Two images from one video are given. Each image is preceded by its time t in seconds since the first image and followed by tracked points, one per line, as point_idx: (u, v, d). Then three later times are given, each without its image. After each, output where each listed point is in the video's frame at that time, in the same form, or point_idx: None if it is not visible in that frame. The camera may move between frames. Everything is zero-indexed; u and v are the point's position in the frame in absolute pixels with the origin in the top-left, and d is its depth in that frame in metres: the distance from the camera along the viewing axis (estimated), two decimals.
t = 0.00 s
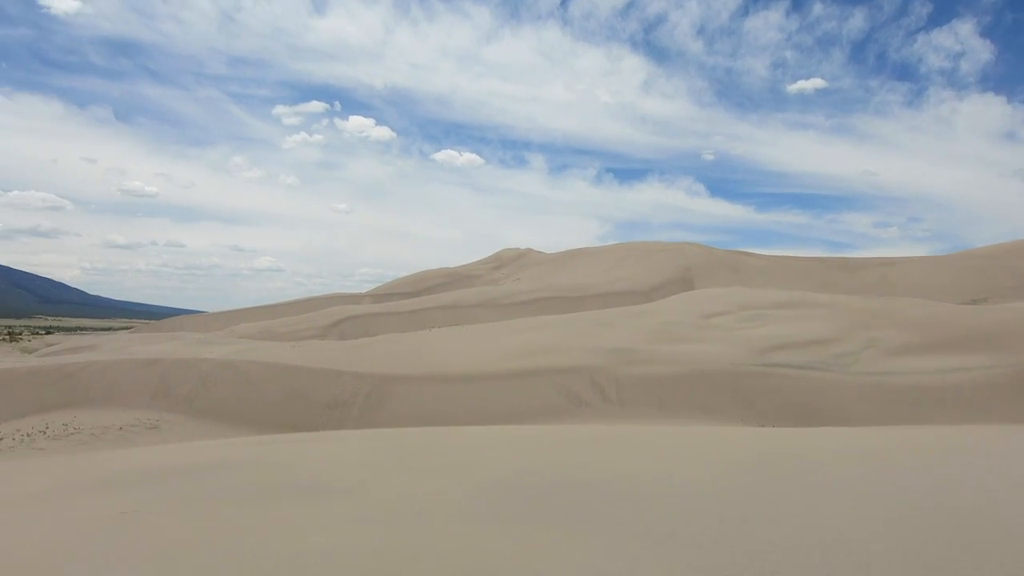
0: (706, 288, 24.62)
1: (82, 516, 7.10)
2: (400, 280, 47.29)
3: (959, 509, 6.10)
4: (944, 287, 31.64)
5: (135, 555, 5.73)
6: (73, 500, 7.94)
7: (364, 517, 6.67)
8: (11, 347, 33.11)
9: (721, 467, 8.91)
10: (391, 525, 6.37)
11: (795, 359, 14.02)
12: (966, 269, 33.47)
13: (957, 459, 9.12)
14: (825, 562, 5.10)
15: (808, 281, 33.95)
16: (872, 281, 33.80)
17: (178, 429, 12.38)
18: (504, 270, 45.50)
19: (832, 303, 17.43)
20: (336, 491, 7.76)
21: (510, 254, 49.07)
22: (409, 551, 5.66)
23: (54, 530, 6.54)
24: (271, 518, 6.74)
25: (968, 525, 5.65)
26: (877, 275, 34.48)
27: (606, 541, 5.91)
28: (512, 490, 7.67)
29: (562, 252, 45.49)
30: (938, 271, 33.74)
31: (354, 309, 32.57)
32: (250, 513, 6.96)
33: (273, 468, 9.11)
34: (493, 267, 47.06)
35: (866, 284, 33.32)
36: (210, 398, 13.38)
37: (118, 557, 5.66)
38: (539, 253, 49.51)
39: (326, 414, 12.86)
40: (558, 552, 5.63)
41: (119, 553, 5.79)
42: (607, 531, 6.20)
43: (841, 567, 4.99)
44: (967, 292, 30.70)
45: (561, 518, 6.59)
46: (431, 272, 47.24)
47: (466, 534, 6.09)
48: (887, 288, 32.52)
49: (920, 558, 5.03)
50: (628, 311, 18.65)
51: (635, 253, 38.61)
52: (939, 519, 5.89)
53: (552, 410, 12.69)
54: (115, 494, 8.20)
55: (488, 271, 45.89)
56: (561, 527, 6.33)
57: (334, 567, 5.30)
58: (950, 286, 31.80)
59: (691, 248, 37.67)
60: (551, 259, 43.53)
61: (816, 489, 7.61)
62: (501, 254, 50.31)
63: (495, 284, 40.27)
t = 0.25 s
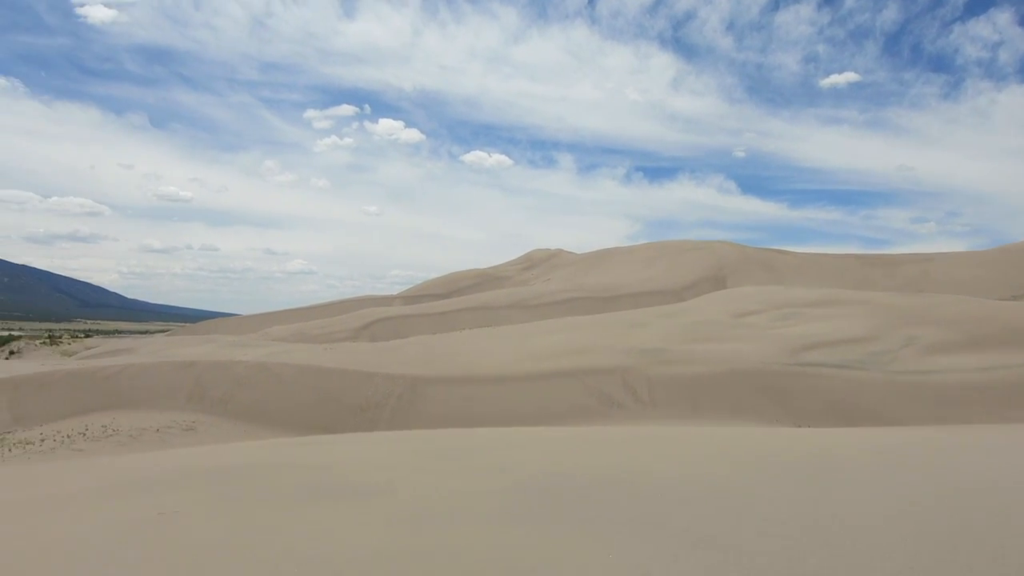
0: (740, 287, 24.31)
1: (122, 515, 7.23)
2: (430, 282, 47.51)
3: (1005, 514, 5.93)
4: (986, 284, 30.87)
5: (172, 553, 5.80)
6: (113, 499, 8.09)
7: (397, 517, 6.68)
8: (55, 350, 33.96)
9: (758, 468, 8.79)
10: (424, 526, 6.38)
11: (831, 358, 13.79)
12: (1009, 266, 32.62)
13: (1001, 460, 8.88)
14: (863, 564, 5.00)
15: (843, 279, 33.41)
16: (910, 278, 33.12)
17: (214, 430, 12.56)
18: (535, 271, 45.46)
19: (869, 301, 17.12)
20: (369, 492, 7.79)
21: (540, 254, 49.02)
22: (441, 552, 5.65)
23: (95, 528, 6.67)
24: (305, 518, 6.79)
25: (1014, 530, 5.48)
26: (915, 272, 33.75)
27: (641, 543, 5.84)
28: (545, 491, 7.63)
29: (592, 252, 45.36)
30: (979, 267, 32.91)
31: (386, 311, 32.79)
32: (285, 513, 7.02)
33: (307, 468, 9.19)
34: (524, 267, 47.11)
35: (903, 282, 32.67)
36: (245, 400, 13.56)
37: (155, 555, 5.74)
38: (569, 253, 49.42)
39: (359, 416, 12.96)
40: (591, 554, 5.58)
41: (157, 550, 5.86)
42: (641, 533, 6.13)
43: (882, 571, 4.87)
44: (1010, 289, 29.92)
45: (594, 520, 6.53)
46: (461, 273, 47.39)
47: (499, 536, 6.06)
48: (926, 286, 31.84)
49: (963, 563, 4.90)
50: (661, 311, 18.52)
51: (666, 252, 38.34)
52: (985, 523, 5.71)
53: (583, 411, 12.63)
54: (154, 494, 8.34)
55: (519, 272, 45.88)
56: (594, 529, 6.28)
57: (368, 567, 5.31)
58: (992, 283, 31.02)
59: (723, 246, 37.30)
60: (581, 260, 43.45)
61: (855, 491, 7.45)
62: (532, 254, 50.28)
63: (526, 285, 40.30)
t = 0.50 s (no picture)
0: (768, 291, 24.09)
1: (154, 516, 7.33)
2: (454, 286, 47.68)
3: None
4: (1019, 287, 30.27)
5: (203, 554, 5.86)
6: (145, 500, 8.20)
7: (424, 520, 6.70)
8: (88, 355, 34.64)
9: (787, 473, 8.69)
10: (450, 530, 6.37)
11: (859, 362, 13.62)
12: None
13: None
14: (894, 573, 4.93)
15: (872, 283, 32.97)
16: (940, 282, 32.59)
17: (242, 433, 12.69)
18: (559, 275, 45.42)
19: (899, 305, 16.88)
20: (396, 495, 7.82)
21: (564, 259, 48.97)
22: (468, 557, 5.64)
23: (128, 528, 6.77)
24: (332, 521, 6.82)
25: None
26: (947, 276, 33.20)
27: (669, 549, 5.78)
28: (571, 495, 7.60)
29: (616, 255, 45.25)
30: (1013, 271, 32.28)
31: (410, 316, 32.96)
32: (313, 515, 7.06)
33: (335, 471, 9.25)
34: (547, 272, 47.11)
35: (933, 285, 32.16)
36: (272, 404, 13.69)
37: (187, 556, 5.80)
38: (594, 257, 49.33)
39: (384, 420, 13.03)
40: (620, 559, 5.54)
41: (188, 551, 5.93)
42: (668, 538, 6.08)
43: None
44: None
45: (621, 525, 6.49)
46: (485, 278, 47.50)
47: (525, 540, 6.04)
48: (956, 290, 31.30)
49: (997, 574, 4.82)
50: (687, 315, 18.43)
51: (691, 256, 38.14)
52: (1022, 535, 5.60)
53: (608, 415, 12.58)
54: (184, 496, 8.44)
55: (543, 277, 45.88)
56: (621, 534, 6.23)
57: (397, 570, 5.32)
58: None
59: (748, 249, 37.02)
60: (605, 264, 43.36)
61: (889, 497, 7.33)
62: (556, 258, 50.27)
63: (550, 289, 40.29)
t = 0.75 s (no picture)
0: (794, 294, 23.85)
1: (179, 508, 7.38)
2: (477, 287, 47.78)
3: None
4: None
5: (224, 548, 5.87)
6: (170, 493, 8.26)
7: (445, 519, 6.69)
8: (117, 352, 35.20)
9: (813, 479, 8.57)
10: (473, 531, 6.33)
11: (887, 367, 13.42)
12: None
13: None
14: None
15: (900, 287, 32.48)
16: (971, 287, 32.01)
17: (265, 432, 12.79)
18: (581, 277, 45.35)
19: (928, 309, 16.60)
20: (419, 493, 7.81)
21: (587, 261, 48.86)
22: (490, 557, 5.60)
23: (154, 520, 6.81)
24: (355, 517, 6.81)
25: None
26: (977, 281, 32.62)
27: (692, 554, 5.70)
28: (594, 498, 7.54)
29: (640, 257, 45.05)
30: None
31: (433, 317, 33.06)
32: (336, 510, 7.06)
33: (357, 470, 9.28)
34: (570, 273, 47.03)
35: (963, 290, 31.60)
36: (295, 403, 13.77)
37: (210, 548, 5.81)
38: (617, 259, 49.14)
39: (406, 420, 13.08)
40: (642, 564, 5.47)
41: (212, 543, 5.94)
42: (692, 544, 5.98)
43: None
44: None
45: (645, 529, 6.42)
46: (508, 279, 47.53)
47: (548, 543, 6.00)
48: (987, 294, 30.71)
49: None
50: (711, 317, 18.28)
51: (715, 259, 37.86)
52: None
53: (631, 418, 12.51)
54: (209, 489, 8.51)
55: (566, 278, 45.81)
56: (643, 537, 6.17)
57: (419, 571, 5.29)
58: None
59: (773, 252, 36.66)
60: (628, 266, 43.19)
61: (918, 504, 7.19)
62: (579, 260, 50.17)
63: (572, 291, 40.21)
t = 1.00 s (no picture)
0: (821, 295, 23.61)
1: (210, 504, 7.47)
2: (499, 289, 47.87)
3: None
4: None
5: (253, 542, 5.95)
6: (201, 489, 8.37)
7: (471, 518, 6.72)
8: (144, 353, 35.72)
9: (841, 481, 8.49)
10: (501, 530, 6.34)
11: (914, 369, 13.25)
12: None
13: None
14: None
15: (928, 288, 32.01)
16: (1001, 288, 31.46)
17: (290, 432, 12.91)
18: (604, 278, 45.25)
19: (957, 311, 16.36)
20: (446, 493, 7.84)
21: (609, 262, 48.75)
22: (518, 556, 5.60)
23: (185, 515, 6.90)
24: (383, 515, 6.85)
25: None
26: (1008, 283, 32.09)
27: (721, 556, 5.66)
28: (621, 499, 7.51)
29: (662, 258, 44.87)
30: None
31: (456, 318, 33.17)
32: (365, 510, 7.10)
33: (384, 470, 9.33)
34: (593, 274, 46.96)
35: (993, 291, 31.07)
36: (321, 403, 13.89)
37: (241, 542, 5.87)
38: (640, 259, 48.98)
39: (430, 421, 13.15)
40: (673, 566, 5.44)
41: (244, 538, 6.01)
42: (721, 546, 5.94)
43: None
44: None
45: (674, 530, 6.39)
46: (530, 281, 47.56)
47: (576, 542, 5.99)
48: (1018, 295, 30.18)
49: None
50: (736, 318, 18.17)
51: (739, 259, 37.61)
52: None
53: (655, 419, 12.46)
54: (238, 486, 8.60)
55: (588, 279, 45.73)
56: (670, 538, 6.16)
57: (449, 568, 5.30)
58: None
59: (798, 253, 36.32)
60: (651, 266, 43.04)
61: (952, 509, 7.09)
62: (601, 261, 50.07)
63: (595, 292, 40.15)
